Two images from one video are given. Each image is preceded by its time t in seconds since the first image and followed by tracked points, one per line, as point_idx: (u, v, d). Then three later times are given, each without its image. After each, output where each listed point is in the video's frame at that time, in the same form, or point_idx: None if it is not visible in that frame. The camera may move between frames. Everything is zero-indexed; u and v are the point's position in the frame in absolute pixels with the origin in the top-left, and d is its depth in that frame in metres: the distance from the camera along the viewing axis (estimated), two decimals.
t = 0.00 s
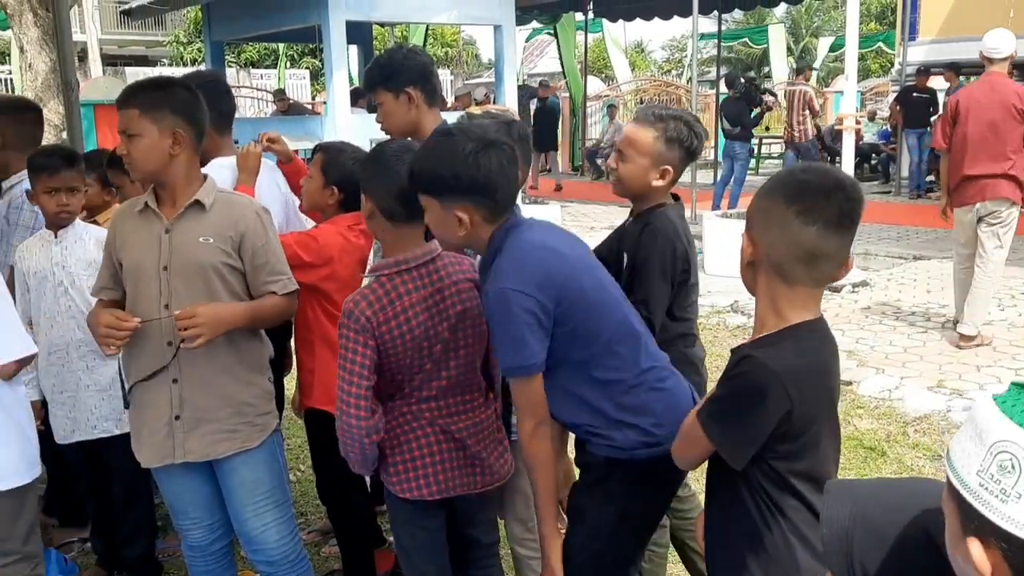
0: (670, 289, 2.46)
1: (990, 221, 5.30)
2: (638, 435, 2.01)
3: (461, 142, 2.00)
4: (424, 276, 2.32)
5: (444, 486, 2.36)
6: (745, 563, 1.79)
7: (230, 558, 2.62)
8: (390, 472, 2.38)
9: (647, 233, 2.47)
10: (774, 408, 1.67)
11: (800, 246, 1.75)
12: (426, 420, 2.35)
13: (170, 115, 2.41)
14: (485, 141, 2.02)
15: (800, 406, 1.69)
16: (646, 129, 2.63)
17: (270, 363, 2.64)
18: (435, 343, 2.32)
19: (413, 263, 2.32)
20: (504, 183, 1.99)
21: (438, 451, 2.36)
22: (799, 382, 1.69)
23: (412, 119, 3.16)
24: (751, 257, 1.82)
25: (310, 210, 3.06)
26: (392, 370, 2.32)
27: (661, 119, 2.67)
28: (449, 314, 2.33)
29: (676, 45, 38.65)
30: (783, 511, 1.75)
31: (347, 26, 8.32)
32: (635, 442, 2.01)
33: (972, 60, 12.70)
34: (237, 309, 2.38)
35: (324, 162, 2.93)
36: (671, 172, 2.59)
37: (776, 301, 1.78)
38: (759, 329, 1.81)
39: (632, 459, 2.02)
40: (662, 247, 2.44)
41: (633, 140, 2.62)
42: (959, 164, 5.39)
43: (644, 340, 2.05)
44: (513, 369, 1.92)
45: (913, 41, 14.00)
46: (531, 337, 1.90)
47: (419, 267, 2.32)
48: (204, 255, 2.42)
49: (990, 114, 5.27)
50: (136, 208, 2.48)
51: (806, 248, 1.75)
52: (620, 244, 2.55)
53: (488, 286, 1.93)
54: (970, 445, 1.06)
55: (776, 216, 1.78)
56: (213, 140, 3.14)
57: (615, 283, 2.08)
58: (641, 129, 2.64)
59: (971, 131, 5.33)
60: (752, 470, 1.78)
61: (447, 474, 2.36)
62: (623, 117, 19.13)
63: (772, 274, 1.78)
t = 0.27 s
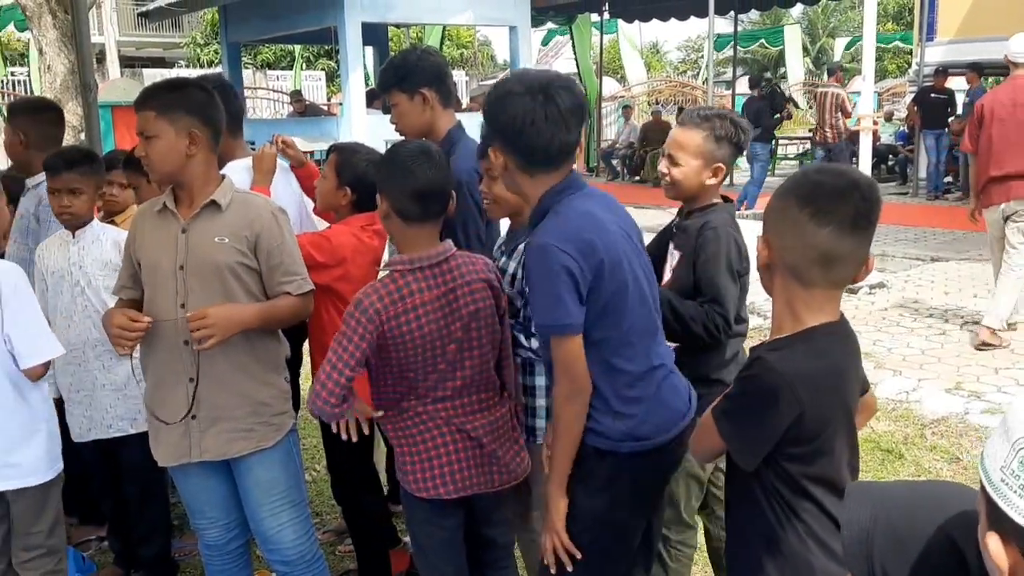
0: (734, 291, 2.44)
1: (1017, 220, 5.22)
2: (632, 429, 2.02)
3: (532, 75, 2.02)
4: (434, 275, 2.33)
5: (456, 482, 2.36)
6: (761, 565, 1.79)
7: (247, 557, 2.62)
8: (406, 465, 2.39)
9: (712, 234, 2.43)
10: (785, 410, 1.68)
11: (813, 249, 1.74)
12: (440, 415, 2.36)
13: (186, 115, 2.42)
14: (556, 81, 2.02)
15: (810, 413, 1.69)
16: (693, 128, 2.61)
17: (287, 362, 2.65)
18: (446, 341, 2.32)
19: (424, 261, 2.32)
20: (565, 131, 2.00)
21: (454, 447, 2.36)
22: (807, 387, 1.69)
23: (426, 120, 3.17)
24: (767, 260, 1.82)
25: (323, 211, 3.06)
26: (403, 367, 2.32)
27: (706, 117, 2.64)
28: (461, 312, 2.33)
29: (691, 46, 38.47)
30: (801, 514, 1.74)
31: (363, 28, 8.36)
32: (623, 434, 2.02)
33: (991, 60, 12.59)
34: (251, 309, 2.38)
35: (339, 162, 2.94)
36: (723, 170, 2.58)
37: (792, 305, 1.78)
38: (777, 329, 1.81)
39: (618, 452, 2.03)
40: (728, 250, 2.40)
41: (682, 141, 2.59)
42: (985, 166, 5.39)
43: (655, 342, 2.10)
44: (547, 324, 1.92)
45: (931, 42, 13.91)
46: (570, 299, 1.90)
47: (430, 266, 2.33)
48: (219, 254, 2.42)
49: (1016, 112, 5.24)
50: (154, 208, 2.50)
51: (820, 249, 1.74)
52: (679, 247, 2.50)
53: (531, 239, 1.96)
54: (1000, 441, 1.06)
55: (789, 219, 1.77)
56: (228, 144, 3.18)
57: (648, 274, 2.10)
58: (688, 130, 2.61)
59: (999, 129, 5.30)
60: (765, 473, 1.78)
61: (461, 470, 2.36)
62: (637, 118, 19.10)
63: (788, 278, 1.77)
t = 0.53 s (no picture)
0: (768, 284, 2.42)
1: None
2: (624, 426, 2.05)
3: (589, 55, 2.04)
4: (448, 272, 2.32)
5: (467, 480, 2.35)
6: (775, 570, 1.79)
7: (261, 557, 2.63)
8: (415, 460, 2.38)
9: (742, 225, 2.43)
10: (793, 411, 1.69)
11: (830, 251, 1.73)
12: (451, 412, 2.35)
13: (197, 116, 2.42)
14: (614, 62, 2.02)
15: (818, 418, 1.69)
16: (720, 124, 2.59)
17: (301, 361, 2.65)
18: (460, 337, 2.31)
19: (440, 258, 2.32)
20: (617, 113, 2.00)
21: (466, 445, 2.35)
22: (818, 390, 1.69)
23: (438, 120, 3.17)
24: (781, 264, 1.81)
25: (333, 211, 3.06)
26: (416, 361, 2.31)
27: (734, 113, 2.61)
28: (475, 310, 2.33)
29: (704, 47, 38.35)
30: (814, 519, 1.74)
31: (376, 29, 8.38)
32: (617, 433, 2.05)
33: (1008, 60, 12.50)
34: (257, 308, 2.37)
35: (350, 163, 2.93)
36: (754, 164, 2.57)
37: (807, 309, 1.77)
38: (793, 332, 1.80)
39: (609, 450, 2.06)
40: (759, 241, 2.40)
41: (709, 138, 2.58)
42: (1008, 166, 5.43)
43: (665, 348, 2.11)
44: (560, 304, 1.96)
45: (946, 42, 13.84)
46: (584, 281, 1.94)
47: (444, 263, 2.32)
48: (234, 254, 2.43)
49: None
50: (169, 209, 2.51)
51: (834, 252, 1.72)
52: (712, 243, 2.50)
53: (557, 218, 2.02)
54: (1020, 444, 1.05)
55: (803, 222, 1.76)
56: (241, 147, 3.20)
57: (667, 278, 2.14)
58: (714, 127, 2.59)
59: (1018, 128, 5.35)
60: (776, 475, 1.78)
61: (471, 468, 2.36)
62: (650, 118, 19.08)
63: (802, 281, 1.77)
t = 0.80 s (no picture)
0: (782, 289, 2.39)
1: None
2: (619, 428, 2.08)
3: (640, 50, 2.06)
4: (462, 268, 2.30)
5: (474, 475, 2.35)
6: None
7: (279, 555, 2.64)
8: (424, 452, 2.39)
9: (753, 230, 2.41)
10: (797, 416, 1.70)
11: (844, 254, 1.70)
12: (462, 406, 2.35)
13: (205, 116, 2.41)
14: (662, 58, 2.04)
15: (823, 424, 1.69)
16: (741, 127, 2.58)
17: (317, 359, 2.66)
18: (473, 332, 2.31)
19: (454, 253, 2.31)
20: (660, 108, 2.01)
21: (476, 440, 2.35)
22: (826, 398, 1.68)
23: (454, 121, 3.16)
24: (798, 268, 1.80)
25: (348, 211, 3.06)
26: (427, 354, 2.32)
27: (752, 115, 2.59)
28: (488, 306, 2.31)
29: (720, 47, 38.20)
30: (829, 530, 1.74)
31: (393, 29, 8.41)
32: (613, 436, 2.08)
33: None
34: (258, 313, 2.38)
35: (364, 163, 2.92)
36: (778, 165, 2.55)
37: (824, 315, 1.75)
38: (813, 335, 1.78)
39: (608, 452, 2.09)
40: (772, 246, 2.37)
41: (729, 142, 2.56)
42: None
43: (671, 356, 2.10)
44: (576, 292, 1.98)
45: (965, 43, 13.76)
46: (598, 271, 1.96)
47: (458, 258, 2.31)
48: (248, 253, 2.43)
49: None
50: (189, 209, 2.53)
51: (851, 255, 1.70)
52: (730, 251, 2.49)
53: (579, 207, 2.04)
54: None
55: (820, 224, 1.75)
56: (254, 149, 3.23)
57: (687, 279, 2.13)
58: (735, 131, 2.58)
59: None
60: (783, 478, 1.80)
61: (480, 464, 2.35)
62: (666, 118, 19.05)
63: (820, 286, 1.75)
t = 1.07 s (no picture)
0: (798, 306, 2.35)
1: None
2: (635, 429, 2.07)
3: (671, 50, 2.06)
4: (471, 263, 2.32)
5: (480, 470, 2.36)
6: None
7: (297, 554, 2.64)
8: (431, 446, 2.40)
9: (775, 252, 2.33)
10: (806, 418, 1.69)
11: (862, 258, 1.69)
12: (471, 402, 2.36)
13: (223, 118, 2.41)
14: (692, 59, 2.04)
15: (832, 429, 1.68)
16: (747, 131, 2.50)
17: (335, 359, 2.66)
18: (482, 327, 2.32)
19: (465, 248, 2.32)
20: (688, 108, 2.01)
21: (482, 436, 2.36)
22: (836, 400, 1.67)
23: (471, 123, 3.16)
24: (818, 269, 1.79)
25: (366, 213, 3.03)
26: (437, 348, 2.33)
27: (758, 118, 2.51)
28: (497, 302, 2.32)
29: (738, 48, 38.02)
30: (839, 534, 1.73)
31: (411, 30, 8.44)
32: (630, 435, 2.08)
33: None
34: (271, 310, 2.36)
35: (379, 164, 2.89)
36: (788, 166, 2.48)
37: (841, 317, 1.74)
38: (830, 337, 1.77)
39: (623, 453, 2.10)
40: (793, 265, 2.31)
41: (735, 148, 2.49)
42: None
43: (688, 356, 2.09)
44: (589, 288, 1.99)
45: (986, 43, 13.64)
46: (613, 267, 1.97)
47: (468, 253, 2.32)
48: (264, 253, 2.43)
49: None
50: (210, 211, 2.54)
51: (867, 258, 1.68)
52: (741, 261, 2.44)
53: (597, 203, 2.05)
54: None
55: (837, 226, 1.74)
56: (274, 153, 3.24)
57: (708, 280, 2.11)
58: (741, 135, 2.50)
59: None
60: (794, 477, 1.80)
61: (486, 459, 2.36)
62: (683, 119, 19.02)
63: (838, 289, 1.74)
